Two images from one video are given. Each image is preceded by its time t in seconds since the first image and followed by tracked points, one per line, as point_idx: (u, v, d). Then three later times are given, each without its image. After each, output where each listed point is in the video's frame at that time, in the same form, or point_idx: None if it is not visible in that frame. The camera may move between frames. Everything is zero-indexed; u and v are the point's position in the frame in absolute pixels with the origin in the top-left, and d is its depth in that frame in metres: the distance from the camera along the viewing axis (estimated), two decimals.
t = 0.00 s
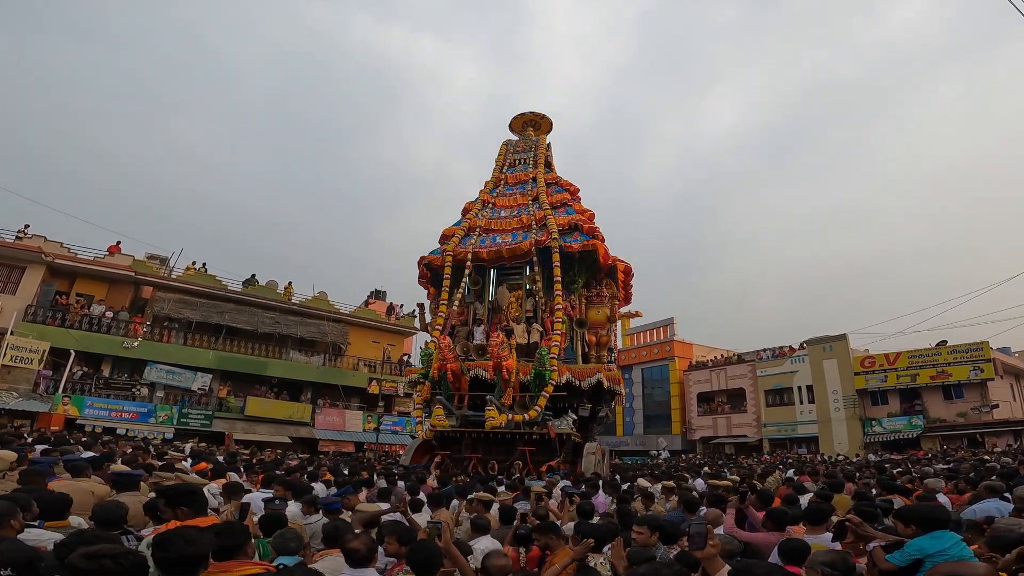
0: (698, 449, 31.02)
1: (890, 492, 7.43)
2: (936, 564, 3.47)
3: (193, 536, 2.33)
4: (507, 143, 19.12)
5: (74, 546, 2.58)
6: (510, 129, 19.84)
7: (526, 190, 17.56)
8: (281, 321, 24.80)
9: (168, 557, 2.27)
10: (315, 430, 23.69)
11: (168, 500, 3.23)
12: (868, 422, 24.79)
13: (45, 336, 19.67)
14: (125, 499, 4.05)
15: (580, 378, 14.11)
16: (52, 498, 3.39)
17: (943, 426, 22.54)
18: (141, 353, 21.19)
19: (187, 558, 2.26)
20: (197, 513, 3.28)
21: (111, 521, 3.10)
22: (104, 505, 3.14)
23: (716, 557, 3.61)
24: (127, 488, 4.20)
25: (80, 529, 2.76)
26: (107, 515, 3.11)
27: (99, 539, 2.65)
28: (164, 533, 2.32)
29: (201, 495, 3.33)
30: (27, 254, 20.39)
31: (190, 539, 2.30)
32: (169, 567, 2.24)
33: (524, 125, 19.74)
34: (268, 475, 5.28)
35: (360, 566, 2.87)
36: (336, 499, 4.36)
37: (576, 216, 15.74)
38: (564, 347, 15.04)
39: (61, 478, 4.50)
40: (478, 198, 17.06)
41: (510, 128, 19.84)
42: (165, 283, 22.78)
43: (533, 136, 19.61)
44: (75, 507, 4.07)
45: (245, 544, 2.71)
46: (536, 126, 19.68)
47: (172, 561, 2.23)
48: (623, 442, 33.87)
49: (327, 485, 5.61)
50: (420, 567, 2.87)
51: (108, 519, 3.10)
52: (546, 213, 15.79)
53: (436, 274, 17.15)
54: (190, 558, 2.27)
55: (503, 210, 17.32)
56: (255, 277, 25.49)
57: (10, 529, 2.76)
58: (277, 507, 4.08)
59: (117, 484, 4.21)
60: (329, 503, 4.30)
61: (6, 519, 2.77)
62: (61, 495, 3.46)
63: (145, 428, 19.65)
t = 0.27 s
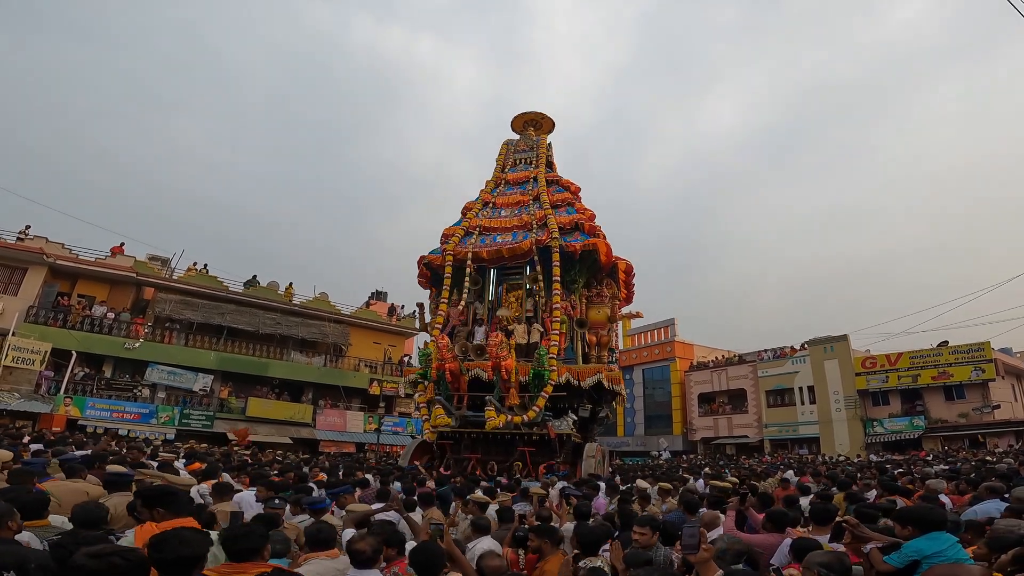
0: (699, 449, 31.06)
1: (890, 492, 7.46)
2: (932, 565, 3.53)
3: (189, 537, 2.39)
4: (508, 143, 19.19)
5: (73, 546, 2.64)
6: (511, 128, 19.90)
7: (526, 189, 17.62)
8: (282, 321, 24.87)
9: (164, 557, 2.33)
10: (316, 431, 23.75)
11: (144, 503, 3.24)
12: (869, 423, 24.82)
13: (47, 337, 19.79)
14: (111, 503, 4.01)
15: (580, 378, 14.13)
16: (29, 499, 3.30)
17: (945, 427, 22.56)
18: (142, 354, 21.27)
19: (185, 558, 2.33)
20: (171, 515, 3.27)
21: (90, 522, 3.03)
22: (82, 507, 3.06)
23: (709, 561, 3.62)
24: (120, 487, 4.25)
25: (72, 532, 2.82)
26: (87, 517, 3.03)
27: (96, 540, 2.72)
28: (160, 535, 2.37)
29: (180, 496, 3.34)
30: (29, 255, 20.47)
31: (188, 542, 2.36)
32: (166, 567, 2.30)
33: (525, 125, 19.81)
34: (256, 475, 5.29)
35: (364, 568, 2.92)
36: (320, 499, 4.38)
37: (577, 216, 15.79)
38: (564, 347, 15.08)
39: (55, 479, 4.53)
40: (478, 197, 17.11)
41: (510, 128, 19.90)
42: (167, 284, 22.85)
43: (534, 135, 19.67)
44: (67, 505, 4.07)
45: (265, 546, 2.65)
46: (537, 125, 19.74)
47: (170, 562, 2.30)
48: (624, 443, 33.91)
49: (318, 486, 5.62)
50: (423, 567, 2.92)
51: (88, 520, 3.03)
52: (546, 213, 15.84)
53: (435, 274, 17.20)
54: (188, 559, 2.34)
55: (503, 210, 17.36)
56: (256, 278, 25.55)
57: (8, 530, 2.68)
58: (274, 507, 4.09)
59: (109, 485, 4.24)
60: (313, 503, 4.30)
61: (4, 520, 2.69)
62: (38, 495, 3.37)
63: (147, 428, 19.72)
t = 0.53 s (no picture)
0: (699, 450, 31.09)
1: (889, 494, 7.48)
2: (927, 568, 3.55)
3: (181, 537, 2.41)
4: (508, 142, 19.27)
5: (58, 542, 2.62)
6: (511, 128, 19.98)
7: (526, 189, 17.69)
8: (283, 322, 24.94)
9: (156, 556, 2.35)
10: (317, 431, 23.80)
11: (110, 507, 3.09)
12: (870, 424, 24.83)
13: (48, 337, 19.87)
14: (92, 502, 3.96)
15: (579, 378, 14.19)
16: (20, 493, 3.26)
17: (946, 429, 22.57)
18: (143, 354, 21.33)
19: (175, 557, 2.34)
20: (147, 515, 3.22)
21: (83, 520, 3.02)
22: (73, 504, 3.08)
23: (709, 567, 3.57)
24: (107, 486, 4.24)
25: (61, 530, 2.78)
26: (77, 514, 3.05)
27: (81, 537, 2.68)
28: (153, 535, 2.39)
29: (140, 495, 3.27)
30: (30, 255, 20.55)
31: (179, 542, 2.37)
32: (157, 567, 2.32)
33: (525, 124, 19.88)
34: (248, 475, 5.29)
35: (370, 568, 2.96)
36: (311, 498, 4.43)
37: (576, 216, 15.85)
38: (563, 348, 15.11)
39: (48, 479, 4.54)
40: (478, 197, 17.18)
41: (511, 127, 19.97)
42: (168, 284, 22.91)
43: (534, 135, 19.75)
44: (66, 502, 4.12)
45: (266, 547, 2.66)
46: (537, 124, 19.82)
47: (161, 561, 2.31)
48: (625, 444, 33.97)
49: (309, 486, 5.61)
50: (427, 567, 2.96)
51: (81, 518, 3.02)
52: (546, 212, 15.90)
53: (435, 273, 17.26)
54: (178, 558, 2.35)
55: (503, 209, 17.42)
56: (257, 278, 25.63)
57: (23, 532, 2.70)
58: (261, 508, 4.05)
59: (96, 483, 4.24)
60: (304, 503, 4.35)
61: (19, 522, 2.70)
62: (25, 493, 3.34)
63: (148, 428, 19.80)
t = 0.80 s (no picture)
0: (701, 452, 31.12)
1: (891, 496, 7.49)
2: (922, 571, 3.56)
3: (179, 534, 2.44)
4: (508, 140, 19.36)
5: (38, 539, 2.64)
6: (511, 126, 20.04)
7: (526, 187, 17.76)
8: (285, 323, 25.02)
9: (153, 552, 2.38)
10: (318, 432, 23.85)
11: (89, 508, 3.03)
12: (872, 425, 24.82)
13: (51, 338, 19.96)
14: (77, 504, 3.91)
15: (578, 378, 14.22)
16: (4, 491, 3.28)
17: (948, 430, 22.56)
18: (145, 355, 21.40)
19: (173, 554, 2.37)
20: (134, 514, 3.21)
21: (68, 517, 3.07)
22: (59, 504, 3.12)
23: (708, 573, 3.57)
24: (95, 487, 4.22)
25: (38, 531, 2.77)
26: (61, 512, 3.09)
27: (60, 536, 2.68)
28: (150, 533, 2.43)
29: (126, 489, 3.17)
30: (33, 256, 20.65)
31: (176, 539, 2.40)
32: (153, 564, 2.35)
33: (526, 122, 19.95)
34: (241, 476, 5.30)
35: (373, 570, 3.00)
36: (302, 499, 4.46)
37: (576, 215, 15.90)
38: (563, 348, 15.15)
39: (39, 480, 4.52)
40: (477, 195, 17.24)
41: (511, 126, 20.04)
42: (170, 285, 22.97)
43: (534, 134, 19.80)
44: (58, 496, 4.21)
45: (251, 546, 2.69)
46: (537, 123, 19.88)
47: (158, 557, 2.35)
48: (627, 445, 34.00)
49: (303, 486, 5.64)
50: (431, 568, 3.01)
51: (67, 515, 3.07)
52: (546, 211, 15.95)
53: (434, 272, 17.31)
54: (175, 556, 2.38)
55: (503, 209, 17.46)
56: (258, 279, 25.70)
57: (11, 532, 2.71)
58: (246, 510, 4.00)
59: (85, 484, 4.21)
60: (295, 503, 4.41)
61: (7, 522, 2.73)
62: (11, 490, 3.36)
63: (149, 430, 19.88)
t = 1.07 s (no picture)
0: (704, 452, 31.12)
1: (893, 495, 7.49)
2: (924, 570, 3.58)
3: (183, 532, 2.45)
4: (509, 139, 19.44)
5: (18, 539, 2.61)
6: (513, 125, 20.09)
7: (526, 186, 17.80)
8: (287, 324, 25.09)
9: (157, 550, 2.40)
10: (321, 433, 23.92)
11: (87, 509, 3.04)
12: (875, 425, 24.80)
13: (55, 339, 20.08)
14: (58, 503, 3.79)
15: (578, 378, 14.22)
16: None
17: (952, 429, 22.53)
18: (149, 356, 21.49)
19: (176, 552, 2.39)
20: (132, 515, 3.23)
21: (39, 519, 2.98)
22: (31, 503, 3.02)
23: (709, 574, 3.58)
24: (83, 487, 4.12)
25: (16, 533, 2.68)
26: (35, 512, 2.99)
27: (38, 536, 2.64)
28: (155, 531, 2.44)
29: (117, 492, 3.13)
30: (37, 258, 20.77)
31: (181, 536, 2.42)
32: (156, 562, 2.36)
33: (527, 121, 20.00)
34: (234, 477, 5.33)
35: (376, 571, 3.04)
36: (294, 499, 4.45)
37: (576, 214, 15.94)
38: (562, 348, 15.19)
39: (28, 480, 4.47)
40: (477, 195, 17.30)
41: (512, 125, 20.10)
42: (173, 287, 23.07)
43: (535, 133, 19.83)
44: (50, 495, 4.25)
45: (234, 545, 2.78)
46: (538, 122, 19.93)
47: (160, 555, 2.36)
48: (629, 445, 34.00)
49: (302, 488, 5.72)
50: (431, 569, 3.04)
51: (35, 518, 2.98)
52: (545, 210, 15.98)
53: (434, 272, 17.37)
54: (178, 553, 2.39)
55: (502, 208, 17.51)
56: (260, 280, 25.78)
57: None
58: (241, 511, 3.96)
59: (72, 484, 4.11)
60: (286, 504, 4.40)
61: None
62: None
63: (153, 431, 19.97)
